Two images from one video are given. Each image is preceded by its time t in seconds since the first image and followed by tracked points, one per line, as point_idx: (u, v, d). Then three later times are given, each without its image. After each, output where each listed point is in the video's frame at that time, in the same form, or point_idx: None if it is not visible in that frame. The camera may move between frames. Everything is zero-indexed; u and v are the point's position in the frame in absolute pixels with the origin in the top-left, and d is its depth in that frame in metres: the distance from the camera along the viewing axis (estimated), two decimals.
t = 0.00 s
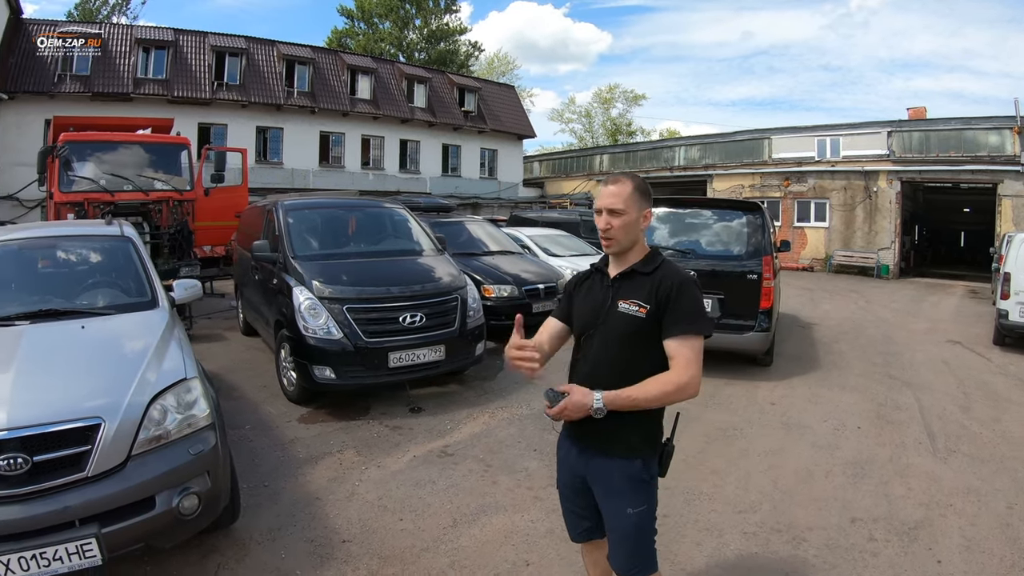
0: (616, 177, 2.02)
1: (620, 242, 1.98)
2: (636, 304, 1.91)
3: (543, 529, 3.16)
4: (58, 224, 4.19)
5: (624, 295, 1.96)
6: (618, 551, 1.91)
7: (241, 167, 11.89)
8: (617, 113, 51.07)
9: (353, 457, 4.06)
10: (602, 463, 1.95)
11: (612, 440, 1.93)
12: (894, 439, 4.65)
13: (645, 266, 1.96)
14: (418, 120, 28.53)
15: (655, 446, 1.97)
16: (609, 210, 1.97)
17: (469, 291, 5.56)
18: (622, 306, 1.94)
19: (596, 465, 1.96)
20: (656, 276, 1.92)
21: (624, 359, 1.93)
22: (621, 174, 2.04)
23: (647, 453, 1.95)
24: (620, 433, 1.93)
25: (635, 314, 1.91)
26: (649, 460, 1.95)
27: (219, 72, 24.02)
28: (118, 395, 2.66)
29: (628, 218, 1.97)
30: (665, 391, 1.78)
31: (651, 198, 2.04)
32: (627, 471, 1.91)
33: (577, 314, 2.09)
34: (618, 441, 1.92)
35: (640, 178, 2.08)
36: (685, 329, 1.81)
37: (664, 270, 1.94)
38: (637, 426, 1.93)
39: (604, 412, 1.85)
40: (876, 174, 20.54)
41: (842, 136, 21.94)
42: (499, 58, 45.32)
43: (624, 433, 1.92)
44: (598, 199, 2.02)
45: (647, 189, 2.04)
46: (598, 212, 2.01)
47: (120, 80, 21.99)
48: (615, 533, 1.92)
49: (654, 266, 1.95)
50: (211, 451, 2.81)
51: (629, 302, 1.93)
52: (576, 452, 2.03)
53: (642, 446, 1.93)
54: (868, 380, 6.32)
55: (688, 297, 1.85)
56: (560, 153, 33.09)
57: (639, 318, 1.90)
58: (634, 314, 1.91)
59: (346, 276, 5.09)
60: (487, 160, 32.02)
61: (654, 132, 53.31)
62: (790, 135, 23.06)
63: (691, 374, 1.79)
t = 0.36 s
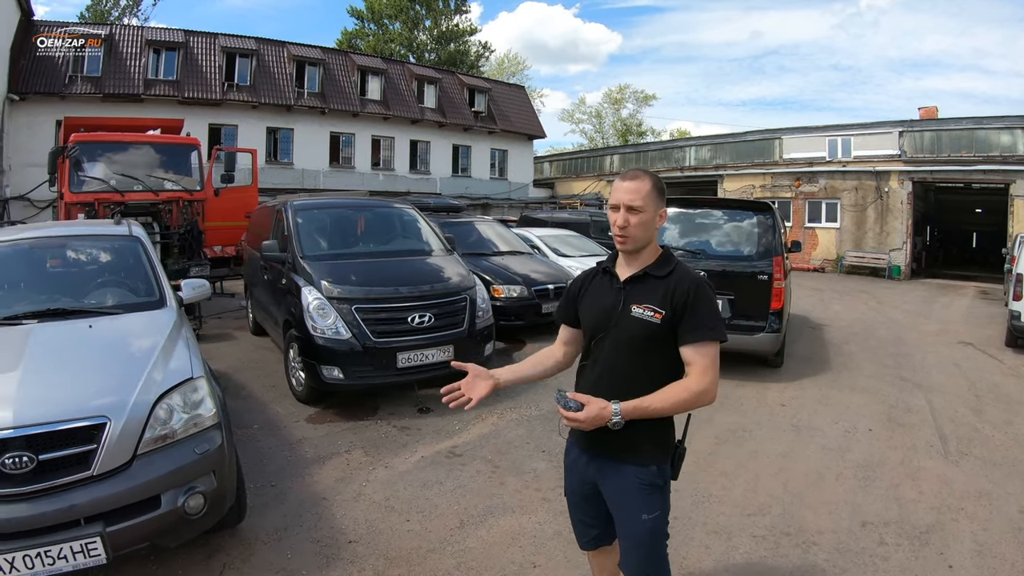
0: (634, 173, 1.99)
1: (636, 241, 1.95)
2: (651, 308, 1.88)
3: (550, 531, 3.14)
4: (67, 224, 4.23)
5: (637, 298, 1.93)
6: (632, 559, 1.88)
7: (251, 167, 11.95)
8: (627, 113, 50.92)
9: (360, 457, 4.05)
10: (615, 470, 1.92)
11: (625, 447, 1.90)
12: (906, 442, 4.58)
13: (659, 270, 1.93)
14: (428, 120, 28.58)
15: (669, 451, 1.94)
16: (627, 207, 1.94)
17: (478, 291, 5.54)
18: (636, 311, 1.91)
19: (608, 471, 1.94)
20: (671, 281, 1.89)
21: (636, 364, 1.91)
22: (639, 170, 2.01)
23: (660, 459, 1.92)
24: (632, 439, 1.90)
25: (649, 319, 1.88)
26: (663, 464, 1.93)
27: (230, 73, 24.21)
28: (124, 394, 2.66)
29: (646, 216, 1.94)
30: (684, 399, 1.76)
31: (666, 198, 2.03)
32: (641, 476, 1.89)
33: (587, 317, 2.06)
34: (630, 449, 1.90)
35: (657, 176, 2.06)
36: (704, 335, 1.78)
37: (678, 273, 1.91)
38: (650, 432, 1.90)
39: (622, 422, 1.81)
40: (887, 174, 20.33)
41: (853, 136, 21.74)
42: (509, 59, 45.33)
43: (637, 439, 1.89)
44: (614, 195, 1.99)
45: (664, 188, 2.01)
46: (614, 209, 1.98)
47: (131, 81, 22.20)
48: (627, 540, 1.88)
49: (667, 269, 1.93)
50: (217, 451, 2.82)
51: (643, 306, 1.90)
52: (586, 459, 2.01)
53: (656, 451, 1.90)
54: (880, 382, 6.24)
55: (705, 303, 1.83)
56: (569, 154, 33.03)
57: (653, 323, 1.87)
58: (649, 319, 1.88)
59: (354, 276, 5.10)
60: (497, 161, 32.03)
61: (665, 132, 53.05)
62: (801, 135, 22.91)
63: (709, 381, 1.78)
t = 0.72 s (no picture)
0: (637, 167, 1.94)
1: (640, 237, 1.91)
2: (651, 306, 1.84)
3: (554, 537, 3.09)
4: (65, 225, 4.20)
5: (637, 296, 1.89)
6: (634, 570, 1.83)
7: (251, 169, 11.95)
8: (629, 116, 50.90)
9: (360, 461, 4.01)
10: (619, 477, 1.88)
11: (631, 452, 1.85)
12: (914, 445, 4.52)
13: (661, 265, 1.88)
14: (429, 123, 28.58)
15: (676, 459, 1.89)
16: (628, 203, 1.90)
17: (480, 294, 5.51)
18: (636, 309, 1.87)
19: (612, 479, 1.89)
20: (672, 276, 1.84)
21: (637, 364, 1.87)
22: (642, 164, 1.96)
23: (666, 466, 1.87)
24: (634, 444, 1.86)
25: (649, 317, 1.84)
26: (670, 472, 1.88)
27: (231, 76, 24.25)
28: (117, 396, 2.62)
29: (648, 211, 1.90)
30: (687, 401, 1.72)
31: (670, 191, 1.98)
32: (646, 486, 1.84)
33: (591, 318, 2.04)
34: (635, 455, 1.85)
35: (660, 169, 2.01)
36: (704, 333, 1.73)
37: (679, 269, 1.85)
38: (656, 439, 1.85)
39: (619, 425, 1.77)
40: (889, 176, 20.30)
41: (856, 138, 21.68)
42: (510, 62, 45.38)
43: (643, 445, 1.84)
44: (616, 190, 1.95)
45: (666, 182, 1.96)
46: (616, 205, 1.94)
47: (132, 84, 22.24)
48: (629, 549, 1.84)
49: (669, 264, 1.87)
50: (212, 455, 2.77)
51: (643, 304, 1.85)
52: (592, 464, 1.97)
53: (662, 459, 1.86)
54: (886, 384, 6.18)
55: (706, 299, 1.77)
56: (571, 157, 33.04)
57: (652, 321, 1.83)
58: (648, 317, 1.84)
59: (355, 278, 5.07)
60: (498, 164, 32.02)
61: (667, 135, 53.04)
62: (803, 137, 22.88)
63: (712, 382, 1.73)
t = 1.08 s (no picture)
0: (639, 161, 1.89)
1: (645, 233, 1.85)
2: (662, 306, 1.77)
3: (554, 548, 3.01)
4: (50, 225, 4.13)
5: (646, 296, 1.82)
6: None
7: (245, 170, 11.86)
8: (625, 118, 50.94)
9: (353, 468, 3.92)
10: (626, 489, 1.80)
11: (640, 462, 1.77)
12: (920, 448, 4.45)
13: (670, 263, 1.82)
14: (425, 125, 28.50)
15: (687, 471, 1.81)
16: (632, 196, 1.84)
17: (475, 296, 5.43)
18: (646, 309, 1.80)
19: (619, 491, 1.81)
20: (682, 276, 1.77)
21: (648, 367, 1.79)
22: (644, 158, 1.91)
23: (677, 478, 1.79)
24: (644, 453, 1.78)
25: (660, 317, 1.76)
26: (680, 485, 1.81)
27: (226, 78, 24.13)
28: (97, 404, 2.53)
29: (654, 206, 1.84)
30: (701, 397, 1.59)
31: (675, 184, 1.92)
32: (657, 498, 1.76)
33: (597, 319, 1.96)
34: (647, 463, 1.76)
35: (664, 162, 1.95)
36: (720, 331, 1.66)
37: (689, 267, 1.79)
38: (666, 445, 1.77)
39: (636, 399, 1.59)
40: (887, 176, 20.30)
41: (852, 139, 21.70)
42: (506, 64, 45.38)
43: (652, 453, 1.76)
44: (618, 183, 1.89)
45: (671, 174, 1.91)
46: (620, 199, 1.88)
47: (126, 86, 22.12)
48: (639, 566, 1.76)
49: (678, 263, 1.81)
50: (197, 465, 2.69)
51: (654, 304, 1.78)
52: (596, 475, 1.89)
53: (673, 470, 1.78)
54: (888, 385, 6.12)
55: (720, 297, 1.70)
56: (567, 159, 33.01)
57: (664, 322, 1.75)
58: (659, 317, 1.77)
59: (347, 280, 4.98)
60: (495, 166, 31.96)
61: (663, 136, 53.10)
62: (799, 138, 22.91)
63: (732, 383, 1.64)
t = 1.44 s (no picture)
0: (650, 156, 1.84)
1: (655, 233, 1.80)
2: (675, 314, 1.71)
3: (554, 563, 2.94)
4: (35, 230, 4.05)
5: (657, 303, 1.76)
6: None
7: (239, 175, 11.82)
8: (621, 122, 51.04)
9: (347, 480, 3.84)
10: (635, 508, 1.73)
11: (650, 480, 1.70)
12: (925, 454, 4.40)
13: (681, 268, 1.77)
14: (421, 129, 28.48)
15: (699, 486, 1.76)
16: (644, 192, 1.79)
17: (471, 301, 5.36)
18: (657, 318, 1.73)
19: (627, 511, 1.75)
20: (695, 282, 1.73)
21: (658, 380, 1.73)
22: (655, 154, 1.86)
23: (688, 495, 1.73)
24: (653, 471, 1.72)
25: (673, 326, 1.70)
26: (692, 501, 1.75)
27: (220, 82, 24.04)
28: (76, 416, 2.45)
29: (665, 205, 1.80)
30: (729, 418, 1.60)
31: (684, 185, 1.89)
32: (670, 515, 1.71)
33: (601, 330, 1.88)
34: (659, 482, 1.70)
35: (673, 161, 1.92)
36: (737, 341, 1.63)
37: (702, 273, 1.75)
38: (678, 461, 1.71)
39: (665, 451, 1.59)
40: (883, 179, 20.31)
41: (848, 142, 21.75)
42: (502, 69, 45.45)
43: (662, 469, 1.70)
44: (628, 179, 1.84)
45: (681, 175, 1.87)
46: (629, 196, 1.83)
47: (120, 90, 22.04)
48: None
49: (689, 268, 1.77)
50: (181, 479, 2.62)
51: (665, 312, 1.72)
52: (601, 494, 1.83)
53: (686, 487, 1.72)
54: (890, 390, 6.06)
55: (736, 305, 1.67)
56: (564, 163, 33.01)
57: (677, 331, 1.70)
58: (672, 326, 1.70)
59: (340, 286, 4.91)
60: (491, 170, 31.95)
61: (658, 140, 53.20)
62: (795, 142, 22.96)
63: (747, 397, 1.62)
